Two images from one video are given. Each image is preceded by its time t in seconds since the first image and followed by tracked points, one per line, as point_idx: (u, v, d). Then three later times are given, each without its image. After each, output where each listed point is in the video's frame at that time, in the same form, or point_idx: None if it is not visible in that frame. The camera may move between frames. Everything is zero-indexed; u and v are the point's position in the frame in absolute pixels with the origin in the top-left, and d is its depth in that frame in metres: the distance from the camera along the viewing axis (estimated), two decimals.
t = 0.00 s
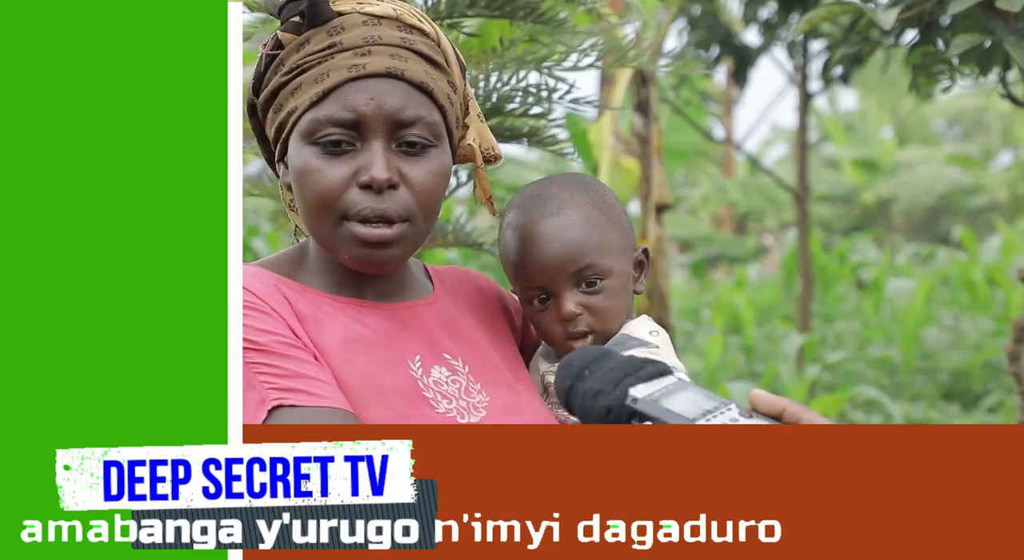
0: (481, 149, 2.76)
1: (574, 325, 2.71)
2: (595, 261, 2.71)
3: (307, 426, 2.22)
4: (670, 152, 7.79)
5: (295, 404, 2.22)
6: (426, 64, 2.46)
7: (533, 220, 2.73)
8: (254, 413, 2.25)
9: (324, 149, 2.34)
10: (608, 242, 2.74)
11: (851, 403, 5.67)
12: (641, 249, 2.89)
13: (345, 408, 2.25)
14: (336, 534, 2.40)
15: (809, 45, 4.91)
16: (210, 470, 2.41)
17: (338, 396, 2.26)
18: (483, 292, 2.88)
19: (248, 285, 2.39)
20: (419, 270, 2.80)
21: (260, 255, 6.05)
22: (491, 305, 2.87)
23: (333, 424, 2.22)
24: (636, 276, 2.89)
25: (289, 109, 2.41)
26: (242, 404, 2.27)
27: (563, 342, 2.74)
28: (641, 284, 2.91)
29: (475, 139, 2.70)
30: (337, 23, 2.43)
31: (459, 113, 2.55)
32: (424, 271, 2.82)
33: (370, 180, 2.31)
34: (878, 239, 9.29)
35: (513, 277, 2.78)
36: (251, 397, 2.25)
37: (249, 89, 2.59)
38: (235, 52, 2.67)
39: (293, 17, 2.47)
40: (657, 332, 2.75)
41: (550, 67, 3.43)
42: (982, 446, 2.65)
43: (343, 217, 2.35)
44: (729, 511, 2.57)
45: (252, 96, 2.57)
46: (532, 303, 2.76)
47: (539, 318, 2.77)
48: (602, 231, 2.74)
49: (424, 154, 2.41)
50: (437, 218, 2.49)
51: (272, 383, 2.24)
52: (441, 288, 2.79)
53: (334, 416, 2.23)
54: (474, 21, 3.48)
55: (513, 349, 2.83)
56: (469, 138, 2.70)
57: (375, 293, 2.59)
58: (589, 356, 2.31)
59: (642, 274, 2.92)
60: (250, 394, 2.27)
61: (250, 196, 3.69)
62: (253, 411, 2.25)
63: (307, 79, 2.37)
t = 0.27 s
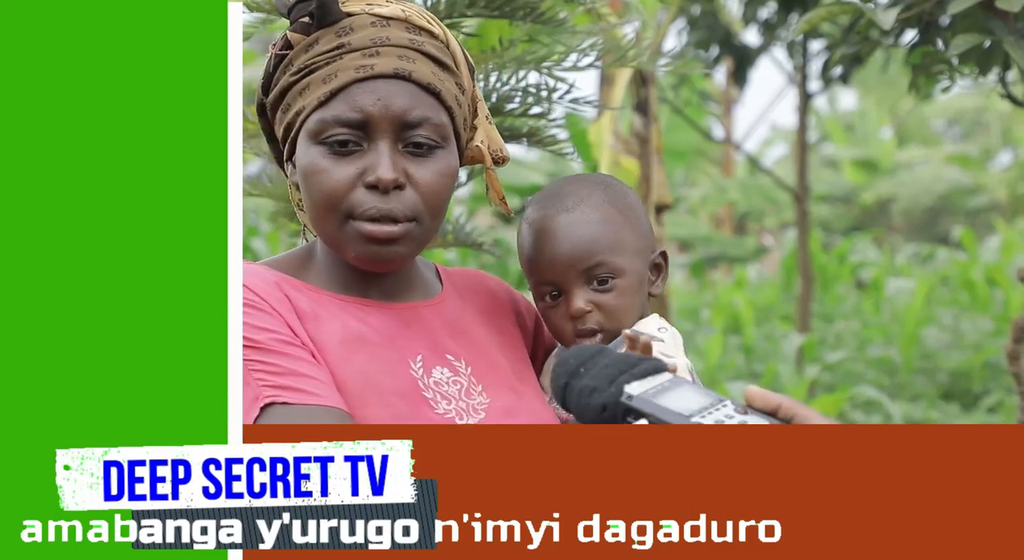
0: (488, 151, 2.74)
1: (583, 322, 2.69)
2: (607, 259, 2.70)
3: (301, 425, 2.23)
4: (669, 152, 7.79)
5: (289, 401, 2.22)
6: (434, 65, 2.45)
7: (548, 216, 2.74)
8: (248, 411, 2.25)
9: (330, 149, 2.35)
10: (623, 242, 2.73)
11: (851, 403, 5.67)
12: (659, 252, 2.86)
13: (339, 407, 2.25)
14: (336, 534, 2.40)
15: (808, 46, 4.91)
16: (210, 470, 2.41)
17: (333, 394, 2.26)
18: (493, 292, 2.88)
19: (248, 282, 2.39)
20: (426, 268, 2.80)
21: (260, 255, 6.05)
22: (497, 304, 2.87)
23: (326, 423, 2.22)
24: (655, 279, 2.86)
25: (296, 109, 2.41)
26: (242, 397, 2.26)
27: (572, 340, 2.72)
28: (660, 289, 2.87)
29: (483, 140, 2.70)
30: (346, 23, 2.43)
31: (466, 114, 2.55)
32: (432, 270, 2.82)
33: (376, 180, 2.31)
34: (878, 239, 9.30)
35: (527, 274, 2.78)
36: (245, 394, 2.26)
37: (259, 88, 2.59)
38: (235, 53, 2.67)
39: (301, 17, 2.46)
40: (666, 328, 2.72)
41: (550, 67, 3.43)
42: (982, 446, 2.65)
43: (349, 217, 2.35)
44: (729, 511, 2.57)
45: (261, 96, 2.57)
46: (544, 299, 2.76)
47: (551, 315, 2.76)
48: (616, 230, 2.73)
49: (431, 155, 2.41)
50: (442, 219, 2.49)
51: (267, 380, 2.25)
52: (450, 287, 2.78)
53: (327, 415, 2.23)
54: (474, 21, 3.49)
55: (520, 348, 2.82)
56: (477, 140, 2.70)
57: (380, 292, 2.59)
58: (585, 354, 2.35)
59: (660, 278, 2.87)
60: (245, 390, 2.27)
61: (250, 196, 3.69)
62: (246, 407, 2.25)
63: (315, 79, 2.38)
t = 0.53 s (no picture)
0: (496, 149, 2.75)
1: (577, 315, 2.67)
2: (603, 252, 2.69)
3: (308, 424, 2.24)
4: (669, 152, 7.79)
5: (296, 402, 2.23)
6: (440, 63, 2.45)
7: (548, 210, 2.75)
8: (255, 411, 2.26)
9: (337, 149, 2.35)
10: (622, 237, 2.72)
11: (851, 403, 5.68)
12: (663, 251, 2.83)
13: (347, 407, 2.26)
14: (336, 534, 2.40)
15: (808, 46, 4.91)
16: (210, 470, 2.41)
17: (340, 395, 2.27)
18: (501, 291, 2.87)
19: (253, 282, 2.40)
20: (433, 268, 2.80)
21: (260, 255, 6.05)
22: (509, 305, 2.86)
23: (331, 423, 2.23)
24: (657, 279, 2.83)
25: (302, 108, 2.41)
26: (242, 400, 2.28)
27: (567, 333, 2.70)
28: (664, 290, 2.85)
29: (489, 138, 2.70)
30: (352, 23, 2.43)
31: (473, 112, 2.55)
32: (441, 270, 2.82)
33: (382, 179, 2.31)
34: (878, 239, 9.30)
35: (528, 269, 2.79)
36: (252, 395, 2.27)
37: (266, 88, 2.60)
38: (235, 52, 2.67)
39: (306, 17, 2.47)
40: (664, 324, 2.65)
41: (550, 66, 3.43)
42: (982, 446, 2.65)
43: (356, 216, 2.35)
44: (729, 511, 2.57)
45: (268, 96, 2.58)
46: (543, 293, 2.76)
47: (549, 309, 2.75)
48: (615, 225, 2.72)
49: (437, 153, 2.40)
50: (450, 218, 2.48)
51: (273, 380, 2.26)
52: (460, 286, 2.78)
53: (335, 415, 2.24)
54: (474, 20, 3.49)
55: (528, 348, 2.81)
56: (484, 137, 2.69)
57: (387, 292, 2.59)
58: (577, 351, 2.36)
59: (662, 278, 2.84)
60: (253, 391, 2.28)
61: (250, 196, 3.69)
62: (253, 408, 2.27)
63: (321, 79, 2.38)
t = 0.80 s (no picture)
0: (503, 149, 2.76)
1: (553, 311, 2.67)
2: (591, 254, 2.68)
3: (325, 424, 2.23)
4: (670, 152, 7.78)
5: (315, 399, 2.22)
6: (451, 64, 2.46)
7: (545, 204, 2.75)
8: (275, 410, 2.25)
9: (350, 150, 2.34)
10: (613, 241, 2.71)
11: (851, 403, 5.68)
12: (654, 265, 2.81)
13: (366, 405, 2.25)
14: (336, 534, 2.40)
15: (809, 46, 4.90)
16: (210, 470, 2.41)
17: (358, 392, 2.26)
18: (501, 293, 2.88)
19: (267, 281, 2.41)
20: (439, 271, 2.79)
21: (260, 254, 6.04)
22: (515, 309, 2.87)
23: (354, 423, 2.22)
24: (643, 291, 2.81)
25: (314, 110, 2.40)
26: (242, 397, 2.29)
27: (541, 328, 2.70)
28: (649, 304, 2.82)
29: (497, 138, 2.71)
30: (362, 24, 2.42)
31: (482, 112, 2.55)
32: (445, 273, 2.82)
33: (396, 180, 2.31)
34: (878, 239, 9.30)
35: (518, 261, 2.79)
36: (271, 393, 2.27)
37: (274, 87, 2.59)
38: (235, 52, 2.67)
39: (317, 18, 2.46)
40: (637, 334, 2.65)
41: (550, 66, 3.43)
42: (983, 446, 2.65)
43: (371, 217, 2.35)
44: (729, 511, 2.58)
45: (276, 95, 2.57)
46: (528, 285, 2.76)
47: (530, 302, 2.75)
48: (609, 230, 2.72)
49: (449, 154, 2.41)
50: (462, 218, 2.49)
51: (292, 378, 2.25)
52: (463, 288, 2.78)
53: (354, 413, 2.22)
54: (475, 20, 3.49)
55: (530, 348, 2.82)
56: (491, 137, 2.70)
57: (397, 292, 2.59)
58: (545, 357, 2.26)
59: (651, 291, 2.82)
60: (271, 389, 2.28)
61: (250, 196, 3.69)
62: (273, 406, 2.26)
63: (333, 80, 2.37)
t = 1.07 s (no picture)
0: (511, 147, 2.76)
1: (556, 319, 2.66)
2: (589, 259, 2.69)
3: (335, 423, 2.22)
4: (670, 152, 7.78)
5: (328, 396, 2.20)
6: (456, 64, 2.45)
7: (539, 213, 2.75)
8: (288, 407, 2.23)
9: (355, 151, 2.34)
10: (609, 245, 2.71)
11: (851, 403, 5.68)
12: (650, 264, 2.82)
13: (376, 403, 2.23)
14: (336, 534, 2.40)
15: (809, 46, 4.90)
16: (210, 470, 2.41)
17: (368, 389, 2.24)
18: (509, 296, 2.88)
19: (278, 278, 2.40)
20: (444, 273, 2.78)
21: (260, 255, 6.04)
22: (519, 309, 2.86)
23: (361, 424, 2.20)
24: (642, 292, 2.81)
25: (320, 110, 2.40)
26: (243, 390, 2.32)
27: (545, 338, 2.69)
28: (649, 304, 2.83)
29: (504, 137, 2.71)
30: (368, 25, 2.42)
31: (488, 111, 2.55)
32: (451, 274, 2.81)
33: (401, 181, 2.31)
34: (878, 239, 9.29)
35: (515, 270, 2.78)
36: (282, 390, 2.25)
37: (281, 88, 2.59)
38: (234, 52, 2.66)
39: (322, 19, 2.45)
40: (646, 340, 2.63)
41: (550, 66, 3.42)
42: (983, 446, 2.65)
43: (376, 218, 2.35)
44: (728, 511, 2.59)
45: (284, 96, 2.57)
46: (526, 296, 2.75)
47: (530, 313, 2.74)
48: (604, 233, 2.72)
49: (455, 154, 2.41)
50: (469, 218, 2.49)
51: (302, 375, 2.24)
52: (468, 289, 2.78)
53: (365, 411, 2.21)
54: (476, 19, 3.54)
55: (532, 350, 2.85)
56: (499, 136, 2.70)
57: (406, 292, 2.59)
58: (525, 328, 2.00)
59: (649, 292, 2.82)
60: (282, 386, 2.26)
61: (250, 196, 3.69)
62: (284, 403, 2.24)
63: (339, 81, 2.37)
